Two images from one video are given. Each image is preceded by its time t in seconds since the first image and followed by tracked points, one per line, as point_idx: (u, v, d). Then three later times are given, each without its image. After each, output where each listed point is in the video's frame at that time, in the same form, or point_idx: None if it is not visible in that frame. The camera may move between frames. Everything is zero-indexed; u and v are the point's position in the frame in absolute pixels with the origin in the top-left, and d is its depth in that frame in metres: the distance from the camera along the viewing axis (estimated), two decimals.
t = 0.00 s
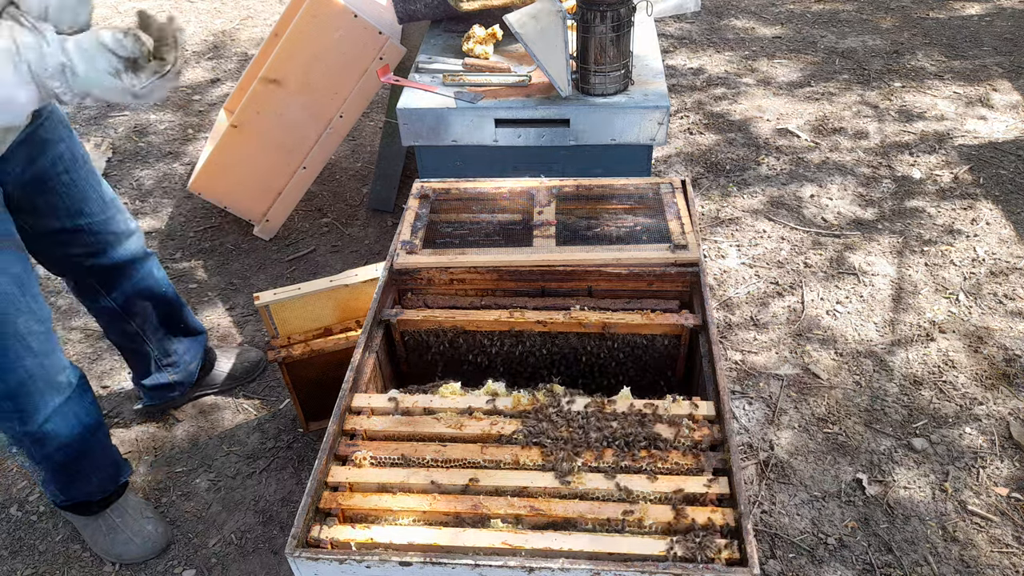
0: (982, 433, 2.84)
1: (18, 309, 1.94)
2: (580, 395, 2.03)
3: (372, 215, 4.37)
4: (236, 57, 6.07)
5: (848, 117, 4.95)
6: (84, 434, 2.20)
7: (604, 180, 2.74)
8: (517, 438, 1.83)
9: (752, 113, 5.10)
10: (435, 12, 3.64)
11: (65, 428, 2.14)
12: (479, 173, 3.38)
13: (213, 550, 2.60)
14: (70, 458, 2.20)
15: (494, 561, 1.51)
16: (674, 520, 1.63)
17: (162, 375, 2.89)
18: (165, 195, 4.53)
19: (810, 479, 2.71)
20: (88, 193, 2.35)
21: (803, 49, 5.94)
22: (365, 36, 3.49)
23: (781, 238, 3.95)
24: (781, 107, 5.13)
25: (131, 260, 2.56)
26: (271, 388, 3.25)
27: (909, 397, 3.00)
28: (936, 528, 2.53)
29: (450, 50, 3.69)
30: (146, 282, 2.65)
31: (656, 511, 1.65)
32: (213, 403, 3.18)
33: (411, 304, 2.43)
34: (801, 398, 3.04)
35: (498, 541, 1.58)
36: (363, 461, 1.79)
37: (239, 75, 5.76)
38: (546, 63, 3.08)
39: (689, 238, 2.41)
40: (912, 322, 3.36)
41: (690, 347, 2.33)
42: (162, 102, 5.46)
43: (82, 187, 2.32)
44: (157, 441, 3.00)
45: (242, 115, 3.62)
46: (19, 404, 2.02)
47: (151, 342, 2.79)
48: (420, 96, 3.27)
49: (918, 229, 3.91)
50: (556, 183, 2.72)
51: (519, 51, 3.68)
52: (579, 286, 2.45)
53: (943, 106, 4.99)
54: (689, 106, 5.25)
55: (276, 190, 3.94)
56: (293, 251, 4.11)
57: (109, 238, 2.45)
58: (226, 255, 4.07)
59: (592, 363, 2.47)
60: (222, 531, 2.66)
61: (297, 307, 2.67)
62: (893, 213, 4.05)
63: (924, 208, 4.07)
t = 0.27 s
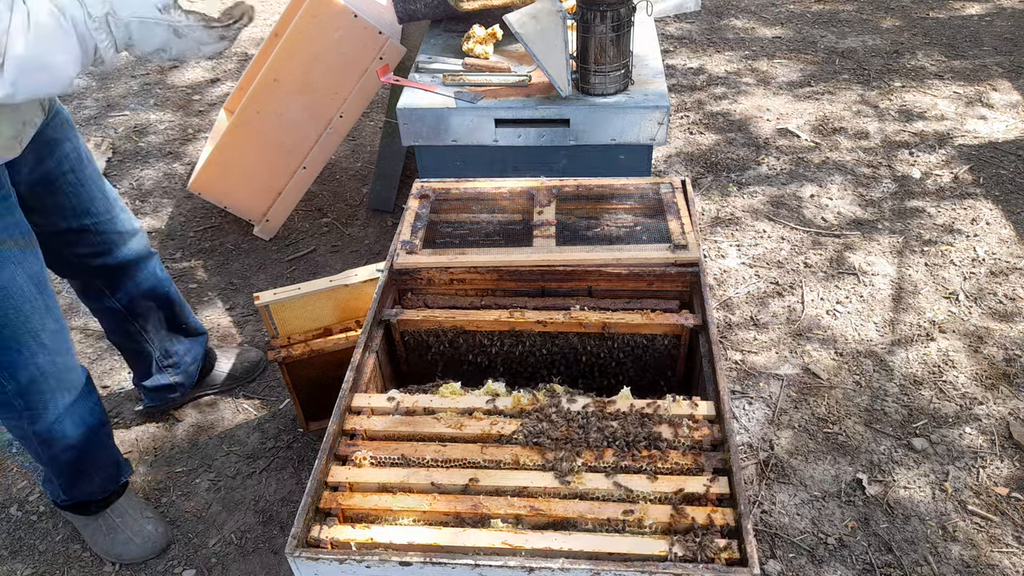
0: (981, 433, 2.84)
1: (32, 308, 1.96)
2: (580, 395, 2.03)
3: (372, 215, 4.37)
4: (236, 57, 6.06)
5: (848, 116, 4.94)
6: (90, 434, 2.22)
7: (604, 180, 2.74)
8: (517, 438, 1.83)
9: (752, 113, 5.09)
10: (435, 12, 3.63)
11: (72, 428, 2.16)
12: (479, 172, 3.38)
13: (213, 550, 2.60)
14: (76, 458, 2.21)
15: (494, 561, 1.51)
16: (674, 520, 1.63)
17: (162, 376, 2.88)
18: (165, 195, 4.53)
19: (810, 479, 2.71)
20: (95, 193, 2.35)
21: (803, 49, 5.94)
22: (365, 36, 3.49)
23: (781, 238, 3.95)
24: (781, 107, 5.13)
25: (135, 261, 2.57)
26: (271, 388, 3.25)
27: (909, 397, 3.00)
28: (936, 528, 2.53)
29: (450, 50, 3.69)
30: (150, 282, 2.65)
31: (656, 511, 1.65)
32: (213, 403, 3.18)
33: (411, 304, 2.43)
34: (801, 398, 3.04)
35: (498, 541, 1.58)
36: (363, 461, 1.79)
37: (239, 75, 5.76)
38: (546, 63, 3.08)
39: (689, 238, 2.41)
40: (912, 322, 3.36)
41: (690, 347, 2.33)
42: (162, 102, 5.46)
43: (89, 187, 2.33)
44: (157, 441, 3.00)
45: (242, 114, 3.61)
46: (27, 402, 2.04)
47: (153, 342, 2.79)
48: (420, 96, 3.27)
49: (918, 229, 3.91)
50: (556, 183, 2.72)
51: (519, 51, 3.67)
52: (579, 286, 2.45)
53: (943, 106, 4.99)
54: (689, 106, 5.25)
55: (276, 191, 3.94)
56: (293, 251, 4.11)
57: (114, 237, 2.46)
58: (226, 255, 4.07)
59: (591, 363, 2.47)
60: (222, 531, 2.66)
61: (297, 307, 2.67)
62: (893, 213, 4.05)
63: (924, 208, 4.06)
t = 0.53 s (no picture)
0: (981, 433, 2.84)
1: (42, 307, 1.97)
2: (580, 395, 2.03)
3: (372, 215, 4.37)
4: (236, 57, 6.07)
5: (848, 117, 4.95)
6: (95, 434, 2.22)
7: (604, 180, 2.74)
8: (517, 438, 1.83)
9: (751, 113, 5.10)
10: (435, 12, 3.63)
11: (79, 428, 2.17)
12: (479, 173, 3.38)
13: (213, 550, 2.60)
14: (81, 458, 2.21)
15: (494, 561, 1.51)
16: (675, 520, 1.63)
17: (163, 377, 2.89)
18: (165, 195, 4.54)
19: (810, 479, 2.71)
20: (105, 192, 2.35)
21: (803, 49, 5.94)
22: (365, 37, 3.49)
23: (781, 238, 3.95)
24: (781, 107, 5.13)
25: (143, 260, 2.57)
26: (271, 388, 3.25)
27: (909, 397, 3.00)
28: (936, 528, 2.53)
29: (450, 50, 3.69)
30: (157, 281, 2.66)
31: (656, 511, 1.65)
32: (213, 403, 3.18)
33: (411, 304, 2.43)
34: (801, 398, 3.04)
35: (498, 541, 1.58)
36: (363, 461, 1.79)
37: (239, 75, 5.76)
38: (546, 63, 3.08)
39: (689, 238, 2.41)
40: (912, 322, 3.36)
41: (690, 347, 2.33)
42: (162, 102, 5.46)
43: (100, 187, 2.33)
44: (157, 441, 3.00)
45: (242, 114, 3.61)
46: (36, 400, 2.04)
47: (156, 343, 2.79)
48: (420, 96, 3.27)
49: (918, 229, 3.91)
50: (556, 183, 2.72)
51: (519, 51, 3.68)
52: (579, 286, 2.45)
53: (943, 106, 4.99)
54: (689, 106, 5.25)
55: (276, 191, 3.94)
56: (293, 251, 4.11)
57: (124, 237, 2.47)
58: (226, 255, 4.07)
59: (591, 363, 2.47)
60: (222, 531, 2.66)
61: (297, 307, 2.67)
62: (893, 213, 4.05)
63: (924, 208, 4.07)
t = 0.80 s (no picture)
0: (981, 433, 2.84)
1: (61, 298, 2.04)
2: (580, 395, 2.03)
3: (372, 215, 4.37)
4: (236, 57, 6.07)
5: (848, 117, 4.95)
6: (105, 428, 2.28)
7: (604, 180, 2.74)
8: (517, 438, 1.83)
9: (751, 113, 5.10)
10: (435, 12, 3.63)
11: (90, 421, 2.23)
12: (479, 173, 3.38)
13: (213, 550, 2.60)
14: (88, 453, 2.26)
15: (494, 561, 1.51)
16: (675, 520, 1.63)
17: (164, 375, 2.91)
18: (165, 195, 4.54)
19: (810, 479, 2.71)
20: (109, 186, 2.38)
21: (803, 49, 5.94)
22: (365, 37, 3.49)
23: (781, 238, 3.95)
24: (781, 107, 5.13)
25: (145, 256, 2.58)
26: (271, 388, 3.25)
27: (909, 397, 3.00)
28: (936, 528, 2.53)
29: (450, 51, 3.69)
30: (160, 278, 2.67)
31: (656, 511, 1.65)
32: (213, 403, 3.18)
33: (411, 304, 2.43)
34: (801, 398, 3.04)
35: (498, 541, 1.58)
36: (363, 461, 1.79)
37: (239, 75, 5.76)
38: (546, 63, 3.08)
39: (689, 238, 2.41)
40: (912, 322, 3.36)
41: (690, 347, 2.33)
42: (162, 102, 5.46)
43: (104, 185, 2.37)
44: (157, 441, 3.00)
45: (242, 114, 3.61)
46: (50, 395, 2.12)
47: (158, 341, 2.80)
48: (420, 96, 3.27)
49: (918, 229, 3.91)
50: (556, 183, 2.72)
51: (519, 51, 3.68)
52: (579, 286, 2.45)
53: (943, 106, 4.99)
54: (689, 106, 5.25)
55: (276, 191, 3.94)
56: (293, 251, 4.11)
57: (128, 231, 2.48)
58: (226, 255, 4.07)
59: (591, 363, 2.47)
60: (222, 531, 2.66)
61: (297, 307, 2.67)
62: (893, 213, 4.05)
63: (924, 208, 4.07)
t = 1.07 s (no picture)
0: (981, 433, 2.84)
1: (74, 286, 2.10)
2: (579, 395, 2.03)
3: (372, 215, 4.37)
4: (236, 57, 6.07)
5: (848, 117, 4.94)
6: (107, 420, 2.32)
7: (604, 180, 2.74)
8: (517, 438, 1.83)
9: (751, 113, 5.10)
10: (435, 12, 3.63)
11: (94, 412, 2.26)
12: (479, 173, 3.38)
13: (213, 550, 2.60)
14: (92, 447, 2.29)
15: (494, 561, 1.51)
16: (675, 520, 1.63)
17: (163, 375, 2.90)
18: (165, 195, 4.54)
19: (810, 479, 2.72)
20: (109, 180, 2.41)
21: (803, 49, 5.94)
22: (365, 37, 3.49)
23: (781, 238, 3.95)
24: (781, 107, 5.13)
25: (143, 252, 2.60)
26: (271, 388, 3.25)
27: (909, 397, 3.00)
28: (936, 528, 2.53)
29: (450, 51, 3.69)
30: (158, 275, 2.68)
31: (656, 511, 1.65)
32: (213, 403, 3.17)
33: (411, 304, 2.43)
34: (801, 398, 3.04)
35: (498, 541, 1.58)
36: (363, 461, 1.79)
37: (239, 75, 5.76)
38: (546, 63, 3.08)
39: (689, 238, 2.41)
40: (912, 322, 3.36)
41: (690, 347, 2.33)
42: (162, 102, 5.46)
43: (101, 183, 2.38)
44: (157, 441, 3.00)
45: (241, 114, 3.61)
46: (57, 384, 2.15)
47: (158, 340, 2.80)
48: (420, 96, 3.27)
49: (918, 229, 3.91)
50: (556, 183, 2.72)
51: (519, 51, 3.68)
52: (579, 286, 2.46)
53: (943, 106, 4.99)
54: (689, 106, 5.25)
55: (276, 191, 3.94)
56: (293, 251, 4.11)
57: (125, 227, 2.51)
58: (226, 255, 4.07)
59: (591, 363, 2.47)
60: (222, 532, 2.66)
61: (297, 307, 2.67)
62: (893, 213, 4.05)
63: (924, 208, 4.06)
